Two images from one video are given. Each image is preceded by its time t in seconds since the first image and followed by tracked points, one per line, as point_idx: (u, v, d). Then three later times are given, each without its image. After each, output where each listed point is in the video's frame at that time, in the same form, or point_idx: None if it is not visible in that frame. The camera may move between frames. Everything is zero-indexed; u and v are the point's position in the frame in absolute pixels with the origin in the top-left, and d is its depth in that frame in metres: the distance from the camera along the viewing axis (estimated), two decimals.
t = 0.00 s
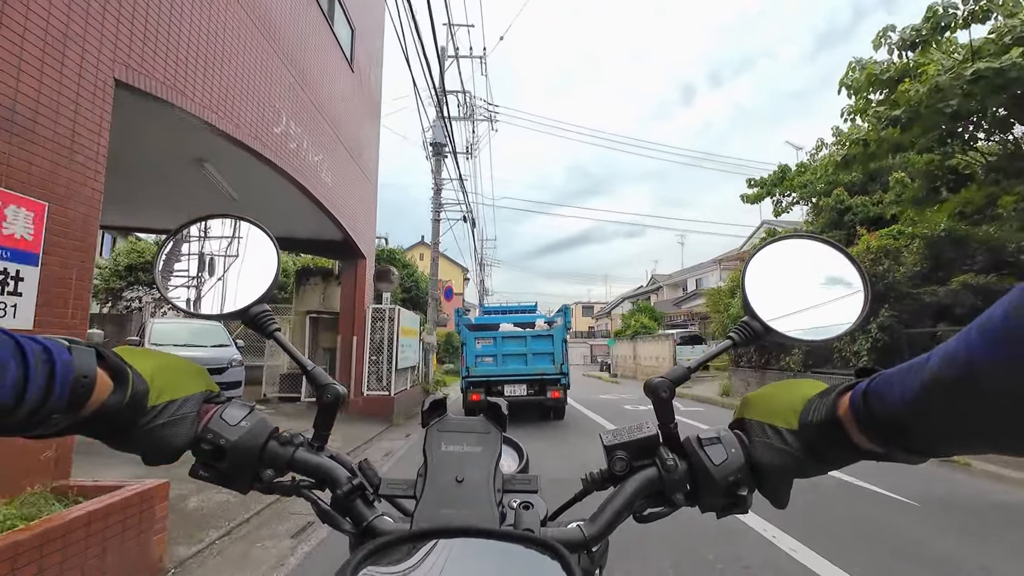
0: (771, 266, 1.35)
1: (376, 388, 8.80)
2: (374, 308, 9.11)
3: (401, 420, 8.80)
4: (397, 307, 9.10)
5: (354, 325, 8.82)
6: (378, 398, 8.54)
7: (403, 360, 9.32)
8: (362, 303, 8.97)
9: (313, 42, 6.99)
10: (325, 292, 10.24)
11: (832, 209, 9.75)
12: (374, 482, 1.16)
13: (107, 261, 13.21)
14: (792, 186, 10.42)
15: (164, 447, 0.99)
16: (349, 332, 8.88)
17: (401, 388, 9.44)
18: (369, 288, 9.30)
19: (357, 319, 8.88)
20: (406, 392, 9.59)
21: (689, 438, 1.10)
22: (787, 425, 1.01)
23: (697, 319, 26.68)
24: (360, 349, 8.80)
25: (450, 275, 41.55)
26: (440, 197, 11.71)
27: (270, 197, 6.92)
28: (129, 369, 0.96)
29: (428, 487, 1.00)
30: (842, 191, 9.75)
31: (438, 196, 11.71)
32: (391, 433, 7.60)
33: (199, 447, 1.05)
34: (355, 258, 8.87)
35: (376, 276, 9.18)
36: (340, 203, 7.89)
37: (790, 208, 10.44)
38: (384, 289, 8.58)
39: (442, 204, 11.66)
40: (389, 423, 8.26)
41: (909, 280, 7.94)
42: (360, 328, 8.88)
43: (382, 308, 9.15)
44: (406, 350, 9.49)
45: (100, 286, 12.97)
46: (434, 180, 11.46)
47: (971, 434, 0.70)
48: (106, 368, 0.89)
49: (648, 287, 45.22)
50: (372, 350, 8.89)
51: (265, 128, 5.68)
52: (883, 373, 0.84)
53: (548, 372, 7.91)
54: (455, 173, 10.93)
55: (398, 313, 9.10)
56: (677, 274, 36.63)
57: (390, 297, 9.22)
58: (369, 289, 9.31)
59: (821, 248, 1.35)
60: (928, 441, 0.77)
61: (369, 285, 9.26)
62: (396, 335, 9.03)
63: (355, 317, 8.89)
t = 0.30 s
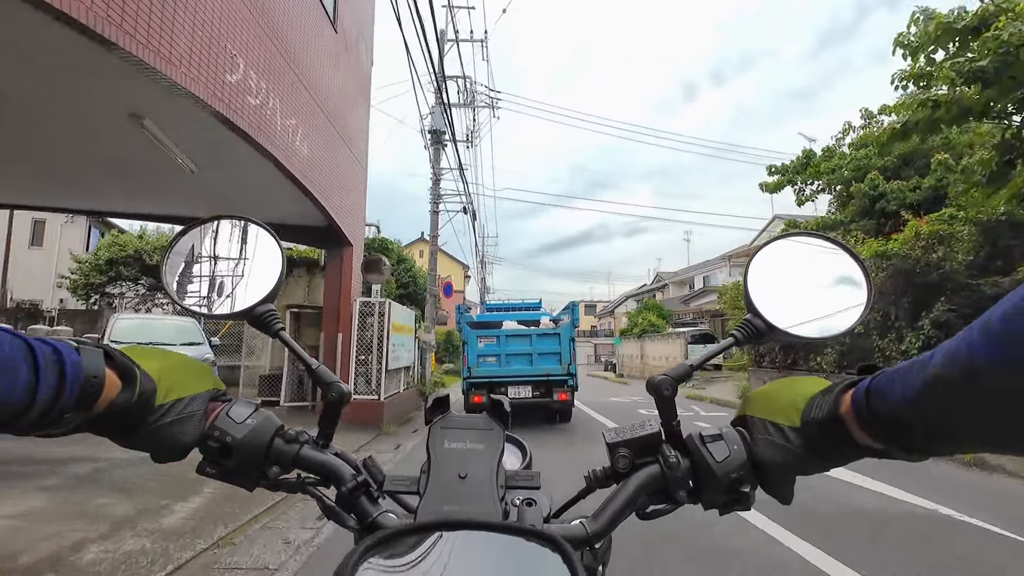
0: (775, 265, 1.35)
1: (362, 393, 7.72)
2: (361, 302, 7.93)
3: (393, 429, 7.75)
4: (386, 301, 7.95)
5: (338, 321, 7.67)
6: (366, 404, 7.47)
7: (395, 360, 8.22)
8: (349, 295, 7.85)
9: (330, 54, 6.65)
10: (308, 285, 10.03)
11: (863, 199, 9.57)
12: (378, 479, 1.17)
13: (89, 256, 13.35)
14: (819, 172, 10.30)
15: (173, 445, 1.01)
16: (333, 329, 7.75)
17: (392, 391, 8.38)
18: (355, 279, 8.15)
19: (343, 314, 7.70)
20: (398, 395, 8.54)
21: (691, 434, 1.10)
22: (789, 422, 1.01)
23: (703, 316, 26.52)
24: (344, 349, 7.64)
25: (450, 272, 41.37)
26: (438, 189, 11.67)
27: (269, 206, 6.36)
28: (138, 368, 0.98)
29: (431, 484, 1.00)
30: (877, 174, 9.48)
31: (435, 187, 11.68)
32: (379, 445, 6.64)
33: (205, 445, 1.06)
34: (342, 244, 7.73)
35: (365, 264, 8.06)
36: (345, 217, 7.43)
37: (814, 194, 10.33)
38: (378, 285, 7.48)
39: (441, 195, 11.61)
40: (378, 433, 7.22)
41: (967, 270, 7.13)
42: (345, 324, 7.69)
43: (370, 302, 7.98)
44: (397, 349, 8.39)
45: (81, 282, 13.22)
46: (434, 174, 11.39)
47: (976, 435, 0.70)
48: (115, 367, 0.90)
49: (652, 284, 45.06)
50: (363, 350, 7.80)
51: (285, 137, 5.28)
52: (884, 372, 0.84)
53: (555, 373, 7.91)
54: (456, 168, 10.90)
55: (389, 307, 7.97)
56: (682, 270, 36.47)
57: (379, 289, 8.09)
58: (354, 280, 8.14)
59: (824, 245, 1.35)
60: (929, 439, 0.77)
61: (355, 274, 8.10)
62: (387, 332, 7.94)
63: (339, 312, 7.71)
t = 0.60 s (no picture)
0: (785, 264, 1.35)
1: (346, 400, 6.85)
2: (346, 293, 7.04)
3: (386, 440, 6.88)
4: (374, 291, 7.06)
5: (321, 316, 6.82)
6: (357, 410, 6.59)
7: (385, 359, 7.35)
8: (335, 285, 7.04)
9: (322, 36, 6.47)
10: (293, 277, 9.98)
11: (897, 185, 9.25)
12: (391, 482, 1.16)
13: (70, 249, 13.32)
14: (846, 156, 10.41)
15: (184, 448, 1.01)
16: (316, 325, 6.87)
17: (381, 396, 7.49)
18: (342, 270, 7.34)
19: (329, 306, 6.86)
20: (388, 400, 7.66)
21: (703, 434, 1.10)
22: (804, 423, 1.00)
23: (711, 313, 26.47)
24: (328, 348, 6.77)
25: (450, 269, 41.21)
26: (435, 177, 11.66)
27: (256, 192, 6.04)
28: (150, 372, 0.97)
29: (447, 487, 1.00)
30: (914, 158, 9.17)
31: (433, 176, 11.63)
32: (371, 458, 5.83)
33: (217, 449, 1.06)
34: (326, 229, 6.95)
35: (350, 252, 7.23)
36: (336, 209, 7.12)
37: (839, 182, 10.18)
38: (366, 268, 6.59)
39: (439, 184, 11.57)
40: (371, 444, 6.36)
41: None
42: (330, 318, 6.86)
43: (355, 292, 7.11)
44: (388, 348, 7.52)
45: (58, 276, 13.01)
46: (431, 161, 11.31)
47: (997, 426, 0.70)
48: (127, 371, 0.90)
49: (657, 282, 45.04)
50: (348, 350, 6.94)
51: (276, 123, 5.04)
52: (895, 367, 0.83)
53: (563, 374, 7.91)
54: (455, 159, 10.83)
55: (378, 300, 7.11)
56: (687, 267, 36.43)
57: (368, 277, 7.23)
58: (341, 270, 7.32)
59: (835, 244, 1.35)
60: (944, 435, 0.76)
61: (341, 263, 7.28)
62: (376, 328, 7.10)
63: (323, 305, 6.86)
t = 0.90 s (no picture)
0: (787, 264, 1.35)
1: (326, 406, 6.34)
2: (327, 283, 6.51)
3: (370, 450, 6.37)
4: (359, 282, 6.56)
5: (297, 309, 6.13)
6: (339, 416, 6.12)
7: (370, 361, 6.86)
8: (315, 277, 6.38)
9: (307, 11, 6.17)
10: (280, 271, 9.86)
11: (935, 170, 8.23)
12: (393, 484, 1.16)
13: (47, 243, 12.94)
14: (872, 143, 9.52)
15: (182, 453, 1.00)
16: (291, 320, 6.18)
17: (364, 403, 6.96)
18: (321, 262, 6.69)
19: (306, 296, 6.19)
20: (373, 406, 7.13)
21: (705, 433, 1.11)
22: (806, 421, 1.00)
23: (719, 312, 26.24)
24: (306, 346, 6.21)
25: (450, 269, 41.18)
26: (432, 168, 11.50)
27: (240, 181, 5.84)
28: (148, 375, 0.96)
29: (450, 489, 0.99)
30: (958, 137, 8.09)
31: (431, 166, 11.47)
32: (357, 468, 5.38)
33: (216, 453, 1.05)
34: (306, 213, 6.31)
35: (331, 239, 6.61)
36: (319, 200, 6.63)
37: (867, 168, 9.63)
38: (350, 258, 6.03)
39: (435, 174, 11.42)
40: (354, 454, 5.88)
41: None
42: (308, 312, 6.23)
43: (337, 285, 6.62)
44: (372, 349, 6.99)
45: (33, 271, 12.80)
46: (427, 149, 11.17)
47: (997, 421, 0.70)
48: (125, 374, 0.89)
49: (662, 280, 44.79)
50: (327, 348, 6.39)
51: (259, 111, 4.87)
52: (895, 363, 0.83)
53: (571, 374, 7.89)
54: (451, 149, 10.63)
55: (362, 293, 6.58)
56: (694, 263, 36.14)
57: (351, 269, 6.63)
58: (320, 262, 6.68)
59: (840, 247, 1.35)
60: (942, 429, 0.77)
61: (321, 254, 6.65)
62: (361, 325, 6.56)
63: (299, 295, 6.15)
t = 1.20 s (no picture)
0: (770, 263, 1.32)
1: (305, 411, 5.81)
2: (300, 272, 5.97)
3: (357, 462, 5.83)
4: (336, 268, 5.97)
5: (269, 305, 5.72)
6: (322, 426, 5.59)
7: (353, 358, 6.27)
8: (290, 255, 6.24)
9: None
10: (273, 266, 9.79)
11: (975, 152, 7.78)
12: (388, 481, 1.14)
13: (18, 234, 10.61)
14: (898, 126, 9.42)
15: (174, 452, 0.99)
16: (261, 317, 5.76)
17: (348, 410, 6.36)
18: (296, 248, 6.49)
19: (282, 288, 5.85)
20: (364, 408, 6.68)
21: (696, 428, 1.09)
22: (795, 413, 0.99)
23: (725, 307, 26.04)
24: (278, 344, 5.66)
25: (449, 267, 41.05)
26: (429, 156, 11.49)
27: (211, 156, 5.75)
28: (138, 375, 0.95)
29: (445, 485, 0.98)
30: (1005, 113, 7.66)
31: (427, 154, 11.46)
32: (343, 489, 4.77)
33: (208, 452, 1.04)
34: (278, 190, 6.22)
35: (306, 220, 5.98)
36: (294, 179, 6.51)
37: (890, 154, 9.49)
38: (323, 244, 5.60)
39: (432, 163, 11.41)
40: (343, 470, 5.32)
41: None
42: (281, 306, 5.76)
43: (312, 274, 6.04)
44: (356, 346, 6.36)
45: None
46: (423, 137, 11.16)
47: (976, 415, 0.68)
48: (113, 373, 0.88)
49: (666, 276, 44.66)
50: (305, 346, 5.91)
51: (229, 81, 4.80)
52: (879, 357, 0.82)
53: (577, 373, 7.86)
54: (448, 137, 10.58)
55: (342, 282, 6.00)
56: (698, 259, 35.96)
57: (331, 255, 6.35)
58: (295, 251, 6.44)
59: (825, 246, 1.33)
60: (926, 425, 0.76)
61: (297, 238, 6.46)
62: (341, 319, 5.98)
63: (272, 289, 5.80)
